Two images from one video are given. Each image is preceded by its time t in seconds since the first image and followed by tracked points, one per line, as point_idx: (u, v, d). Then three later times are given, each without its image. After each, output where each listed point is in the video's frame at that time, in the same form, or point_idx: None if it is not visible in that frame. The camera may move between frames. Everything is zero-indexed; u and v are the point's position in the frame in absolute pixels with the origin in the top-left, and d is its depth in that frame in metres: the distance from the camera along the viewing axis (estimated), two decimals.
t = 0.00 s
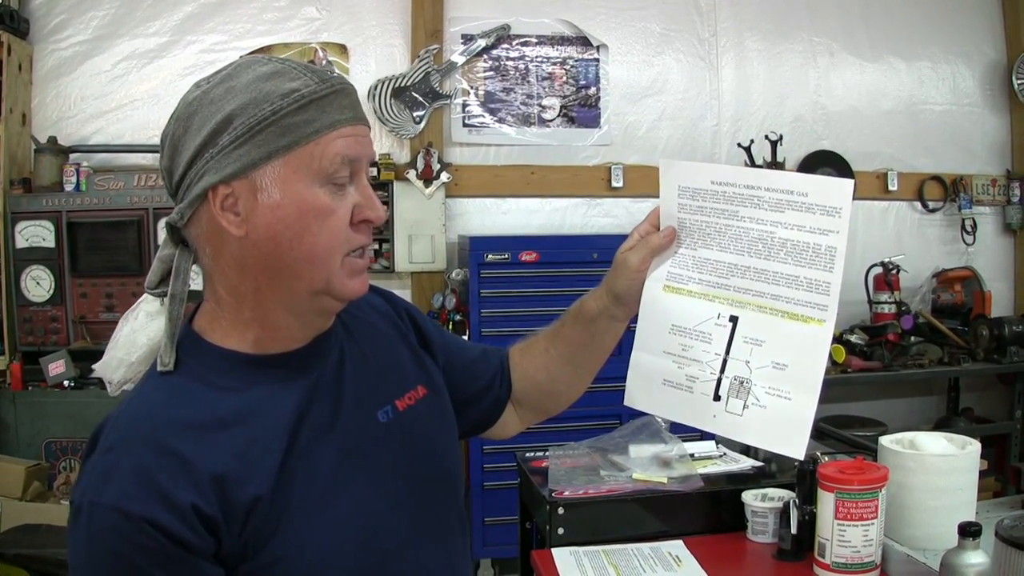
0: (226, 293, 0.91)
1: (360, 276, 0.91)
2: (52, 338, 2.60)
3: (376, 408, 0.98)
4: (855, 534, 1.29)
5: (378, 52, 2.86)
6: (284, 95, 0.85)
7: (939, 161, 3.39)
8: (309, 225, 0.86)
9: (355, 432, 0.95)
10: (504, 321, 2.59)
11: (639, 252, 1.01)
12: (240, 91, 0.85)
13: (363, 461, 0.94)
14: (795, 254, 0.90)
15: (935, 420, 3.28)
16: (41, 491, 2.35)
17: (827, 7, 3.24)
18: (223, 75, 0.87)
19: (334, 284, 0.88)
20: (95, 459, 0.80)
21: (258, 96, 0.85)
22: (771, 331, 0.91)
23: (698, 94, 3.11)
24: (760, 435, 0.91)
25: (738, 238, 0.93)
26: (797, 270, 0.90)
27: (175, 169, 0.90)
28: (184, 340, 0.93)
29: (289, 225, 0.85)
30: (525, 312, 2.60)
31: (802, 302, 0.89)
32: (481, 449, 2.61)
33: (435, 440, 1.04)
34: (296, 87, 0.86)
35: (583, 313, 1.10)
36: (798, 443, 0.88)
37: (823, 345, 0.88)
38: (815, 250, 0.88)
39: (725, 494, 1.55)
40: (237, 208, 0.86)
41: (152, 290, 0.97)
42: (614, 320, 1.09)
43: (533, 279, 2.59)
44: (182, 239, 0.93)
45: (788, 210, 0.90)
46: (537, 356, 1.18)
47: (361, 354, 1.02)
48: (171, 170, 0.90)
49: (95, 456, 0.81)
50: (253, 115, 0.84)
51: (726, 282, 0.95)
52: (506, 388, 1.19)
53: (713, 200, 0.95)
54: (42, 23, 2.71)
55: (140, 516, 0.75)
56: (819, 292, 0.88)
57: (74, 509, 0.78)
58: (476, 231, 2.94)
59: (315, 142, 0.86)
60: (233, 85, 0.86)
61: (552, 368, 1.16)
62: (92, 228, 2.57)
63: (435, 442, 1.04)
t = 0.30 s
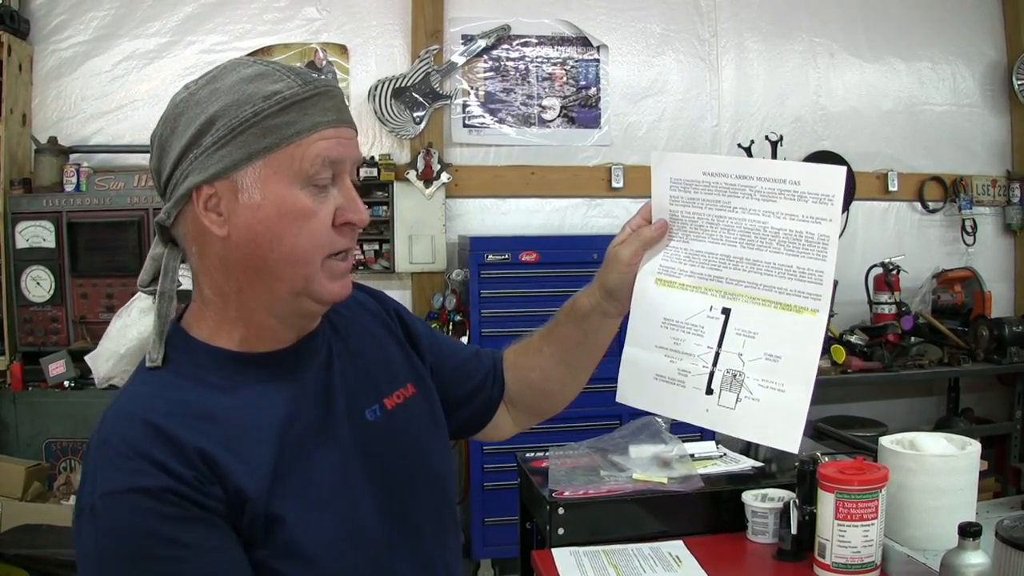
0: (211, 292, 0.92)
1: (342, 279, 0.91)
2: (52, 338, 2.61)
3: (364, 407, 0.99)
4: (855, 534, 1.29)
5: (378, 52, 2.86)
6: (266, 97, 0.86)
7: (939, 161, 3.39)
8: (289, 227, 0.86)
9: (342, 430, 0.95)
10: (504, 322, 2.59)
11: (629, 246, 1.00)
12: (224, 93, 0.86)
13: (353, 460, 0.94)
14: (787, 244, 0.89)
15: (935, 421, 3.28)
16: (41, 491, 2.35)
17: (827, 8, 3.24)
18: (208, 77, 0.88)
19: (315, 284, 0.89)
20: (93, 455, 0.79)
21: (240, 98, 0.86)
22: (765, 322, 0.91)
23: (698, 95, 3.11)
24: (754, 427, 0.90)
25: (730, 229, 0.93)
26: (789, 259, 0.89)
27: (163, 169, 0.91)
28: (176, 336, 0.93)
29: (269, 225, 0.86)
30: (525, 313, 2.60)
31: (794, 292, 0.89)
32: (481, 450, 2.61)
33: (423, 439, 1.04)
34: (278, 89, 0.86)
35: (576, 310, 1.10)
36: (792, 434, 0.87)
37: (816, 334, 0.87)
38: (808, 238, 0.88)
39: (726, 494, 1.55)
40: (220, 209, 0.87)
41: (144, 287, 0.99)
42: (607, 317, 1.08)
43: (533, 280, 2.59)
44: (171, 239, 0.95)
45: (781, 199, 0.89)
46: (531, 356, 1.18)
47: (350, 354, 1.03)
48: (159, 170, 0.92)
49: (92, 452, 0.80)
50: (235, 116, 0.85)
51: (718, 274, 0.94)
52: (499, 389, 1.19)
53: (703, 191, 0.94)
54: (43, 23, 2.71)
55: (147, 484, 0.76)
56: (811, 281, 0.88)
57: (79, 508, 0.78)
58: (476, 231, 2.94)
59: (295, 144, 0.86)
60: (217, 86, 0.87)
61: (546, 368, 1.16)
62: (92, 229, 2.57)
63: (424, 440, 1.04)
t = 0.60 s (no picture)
0: (204, 289, 0.94)
1: (329, 280, 0.92)
2: (53, 338, 2.61)
3: (360, 402, 1.04)
4: (855, 533, 1.29)
5: (378, 52, 2.86)
6: (254, 99, 0.87)
7: (939, 161, 3.39)
8: (275, 227, 0.87)
9: (340, 424, 0.99)
10: (505, 321, 2.59)
11: (614, 243, 1.00)
12: (215, 93, 0.88)
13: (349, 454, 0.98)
14: (773, 234, 0.85)
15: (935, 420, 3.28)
16: (42, 492, 2.35)
17: (828, 7, 3.24)
18: (202, 78, 0.90)
19: (303, 285, 0.90)
20: (108, 442, 0.82)
21: (230, 99, 0.87)
22: (752, 316, 0.85)
23: (699, 94, 3.11)
24: (743, 427, 0.83)
25: (715, 221, 0.89)
26: (777, 250, 0.85)
27: (158, 168, 0.93)
28: (171, 332, 0.95)
29: (255, 225, 0.87)
30: (526, 313, 2.60)
31: (781, 283, 0.84)
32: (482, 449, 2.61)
33: (416, 434, 1.09)
34: (266, 91, 0.87)
35: (563, 316, 1.11)
36: (781, 433, 0.81)
37: (804, 326, 0.82)
38: (794, 228, 0.84)
39: (726, 493, 1.55)
40: (209, 208, 0.89)
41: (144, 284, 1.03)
42: (596, 319, 1.09)
43: (533, 279, 2.59)
44: (170, 236, 0.99)
45: (767, 188, 0.86)
46: (522, 366, 1.19)
47: (347, 352, 1.07)
48: (155, 168, 0.94)
49: (106, 440, 0.82)
50: (224, 117, 0.86)
51: (703, 267, 0.89)
52: (489, 395, 1.22)
53: (687, 184, 0.91)
54: (43, 24, 2.71)
55: (182, 446, 0.79)
56: (798, 271, 0.83)
57: (113, 498, 0.79)
58: (477, 231, 2.94)
59: (281, 146, 0.87)
60: (209, 87, 0.89)
61: (535, 377, 1.17)
62: (93, 229, 2.57)
63: (417, 436, 1.09)
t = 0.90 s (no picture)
0: (208, 285, 0.95)
1: (331, 277, 0.92)
2: (53, 338, 2.61)
3: (363, 397, 1.04)
4: (856, 533, 1.29)
5: (379, 51, 2.86)
6: (256, 95, 0.87)
7: (939, 160, 3.39)
8: (276, 224, 0.87)
9: (345, 419, 0.99)
10: (505, 321, 2.59)
11: (602, 241, 0.99)
12: (219, 90, 0.88)
13: (352, 449, 0.98)
14: (754, 223, 0.84)
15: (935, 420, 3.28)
16: (42, 491, 2.36)
17: (828, 7, 3.24)
18: (208, 76, 0.91)
19: (305, 282, 0.90)
20: (113, 440, 0.82)
21: (233, 96, 0.87)
22: (738, 309, 0.84)
23: (699, 94, 3.11)
24: (726, 420, 0.81)
25: (698, 213, 0.88)
26: (760, 241, 0.83)
27: (165, 165, 0.94)
28: (174, 330, 0.95)
29: (256, 221, 0.87)
30: (526, 312, 2.60)
31: (766, 274, 0.83)
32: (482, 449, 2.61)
33: (418, 431, 1.09)
34: (268, 88, 0.87)
35: (555, 317, 1.09)
36: (765, 428, 0.78)
37: (790, 318, 0.81)
38: (776, 217, 0.82)
39: (727, 493, 1.55)
40: (212, 204, 0.89)
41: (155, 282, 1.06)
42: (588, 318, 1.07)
43: (533, 279, 2.59)
44: (175, 234, 0.99)
45: (745, 177, 0.84)
46: (518, 367, 1.18)
47: (349, 349, 1.07)
48: (161, 165, 0.95)
49: (110, 438, 0.82)
50: (226, 113, 0.86)
51: (690, 260, 0.88)
52: (489, 395, 1.22)
53: (669, 176, 0.90)
54: (43, 23, 2.71)
55: (186, 441, 0.79)
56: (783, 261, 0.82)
57: (119, 494, 0.79)
58: (477, 230, 2.94)
59: (281, 143, 0.87)
60: (214, 85, 0.89)
61: (530, 377, 1.16)
62: (93, 228, 2.57)
63: (419, 433, 1.09)
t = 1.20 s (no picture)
0: (207, 286, 0.95)
1: (330, 282, 0.92)
2: (53, 338, 2.61)
3: (363, 399, 1.04)
4: (857, 531, 1.29)
5: (379, 50, 2.86)
6: (261, 99, 0.87)
7: (940, 158, 3.39)
8: (274, 227, 0.87)
9: (344, 420, 0.99)
10: (505, 320, 2.59)
11: (596, 246, 1.00)
12: (225, 92, 0.88)
13: (350, 451, 0.98)
14: (744, 235, 0.86)
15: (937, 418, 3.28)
16: (43, 491, 2.36)
17: (828, 4, 3.24)
18: (214, 76, 0.91)
19: (301, 284, 0.89)
20: (110, 439, 0.82)
21: (238, 99, 0.87)
22: (727, 319, 0.86)
23: (699, 92, 3.11)
24: (716, 431, 0.83)
25: (689, 222, 0.89)
26: (749, 251, 0.85)
27: (167, 163, 0.94)
28: (174, 329, 0.95)
29: (255, 223, 0.87)
30: (526, 311, 2.60)
31: (756, 285, 0.84)
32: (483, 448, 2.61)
33: (417, 433, 1.09)
34: (273, 92, 0.87)
35: (552, 320, 1.10)
36: (755, 437, 0.80)
37: (778, 329, 0.82)
38: (765, 229, 0.84)
39: (728, 492, 1.55)
40: (213, 204, 0.89)
41: (155, 279, 1.06)
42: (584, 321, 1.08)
43: (533, 277, 2.59)
44: (177, 231, 0.99)
45: (737, 187, 0.86)
46: (515, 370, 1.18)
47: (350, 350, 1.07)
48: (164, 162, 0.95)
49: (108, 437, 0.82)
50: (230, 115, 0.87)
51: (681, 268, 0.89)
52: (489, 397, 1.21)
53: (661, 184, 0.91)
54: (44, 23, 2.71)
55: (181, 443, 0.79)
56: (771, 273, 0.84)
57: (115, 493, 0.79)
58: (477, 229, 2.94)
59: (284, 147, 0.87)
60: (220, 86, 0.89)
61: (528, 379, 1.16)
62: (94, 228, 2.58)
63: (419, 435, 1.09)
